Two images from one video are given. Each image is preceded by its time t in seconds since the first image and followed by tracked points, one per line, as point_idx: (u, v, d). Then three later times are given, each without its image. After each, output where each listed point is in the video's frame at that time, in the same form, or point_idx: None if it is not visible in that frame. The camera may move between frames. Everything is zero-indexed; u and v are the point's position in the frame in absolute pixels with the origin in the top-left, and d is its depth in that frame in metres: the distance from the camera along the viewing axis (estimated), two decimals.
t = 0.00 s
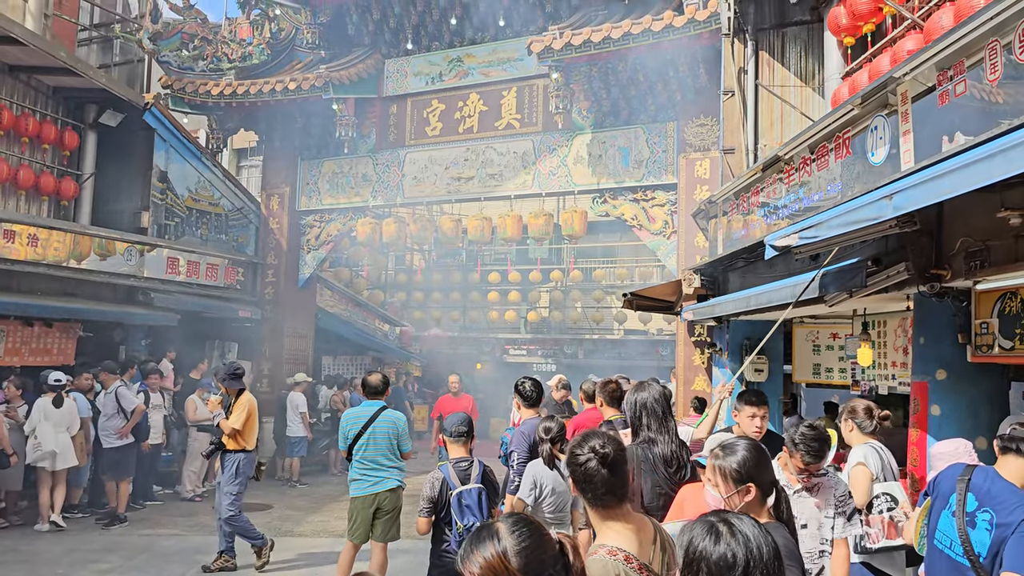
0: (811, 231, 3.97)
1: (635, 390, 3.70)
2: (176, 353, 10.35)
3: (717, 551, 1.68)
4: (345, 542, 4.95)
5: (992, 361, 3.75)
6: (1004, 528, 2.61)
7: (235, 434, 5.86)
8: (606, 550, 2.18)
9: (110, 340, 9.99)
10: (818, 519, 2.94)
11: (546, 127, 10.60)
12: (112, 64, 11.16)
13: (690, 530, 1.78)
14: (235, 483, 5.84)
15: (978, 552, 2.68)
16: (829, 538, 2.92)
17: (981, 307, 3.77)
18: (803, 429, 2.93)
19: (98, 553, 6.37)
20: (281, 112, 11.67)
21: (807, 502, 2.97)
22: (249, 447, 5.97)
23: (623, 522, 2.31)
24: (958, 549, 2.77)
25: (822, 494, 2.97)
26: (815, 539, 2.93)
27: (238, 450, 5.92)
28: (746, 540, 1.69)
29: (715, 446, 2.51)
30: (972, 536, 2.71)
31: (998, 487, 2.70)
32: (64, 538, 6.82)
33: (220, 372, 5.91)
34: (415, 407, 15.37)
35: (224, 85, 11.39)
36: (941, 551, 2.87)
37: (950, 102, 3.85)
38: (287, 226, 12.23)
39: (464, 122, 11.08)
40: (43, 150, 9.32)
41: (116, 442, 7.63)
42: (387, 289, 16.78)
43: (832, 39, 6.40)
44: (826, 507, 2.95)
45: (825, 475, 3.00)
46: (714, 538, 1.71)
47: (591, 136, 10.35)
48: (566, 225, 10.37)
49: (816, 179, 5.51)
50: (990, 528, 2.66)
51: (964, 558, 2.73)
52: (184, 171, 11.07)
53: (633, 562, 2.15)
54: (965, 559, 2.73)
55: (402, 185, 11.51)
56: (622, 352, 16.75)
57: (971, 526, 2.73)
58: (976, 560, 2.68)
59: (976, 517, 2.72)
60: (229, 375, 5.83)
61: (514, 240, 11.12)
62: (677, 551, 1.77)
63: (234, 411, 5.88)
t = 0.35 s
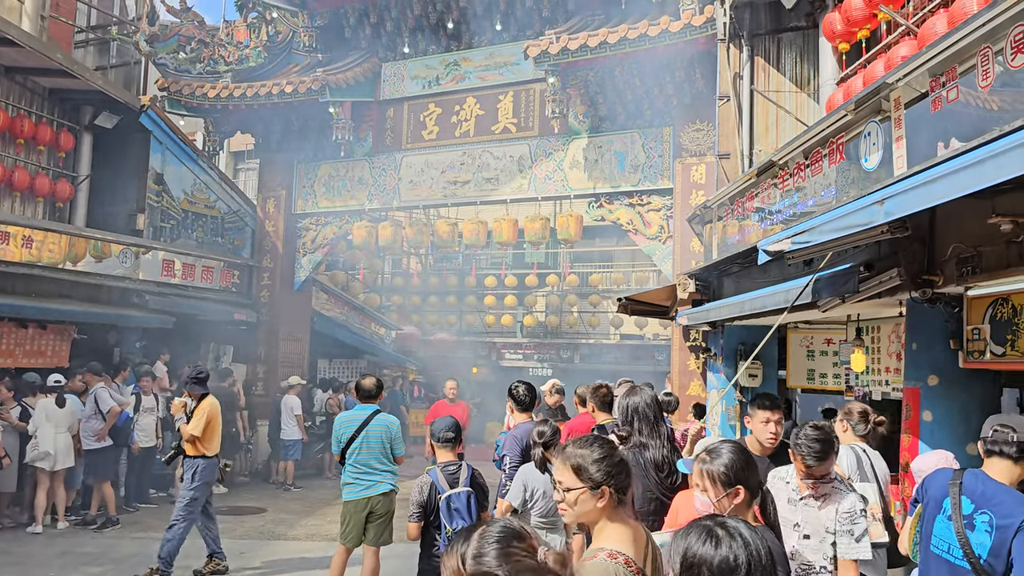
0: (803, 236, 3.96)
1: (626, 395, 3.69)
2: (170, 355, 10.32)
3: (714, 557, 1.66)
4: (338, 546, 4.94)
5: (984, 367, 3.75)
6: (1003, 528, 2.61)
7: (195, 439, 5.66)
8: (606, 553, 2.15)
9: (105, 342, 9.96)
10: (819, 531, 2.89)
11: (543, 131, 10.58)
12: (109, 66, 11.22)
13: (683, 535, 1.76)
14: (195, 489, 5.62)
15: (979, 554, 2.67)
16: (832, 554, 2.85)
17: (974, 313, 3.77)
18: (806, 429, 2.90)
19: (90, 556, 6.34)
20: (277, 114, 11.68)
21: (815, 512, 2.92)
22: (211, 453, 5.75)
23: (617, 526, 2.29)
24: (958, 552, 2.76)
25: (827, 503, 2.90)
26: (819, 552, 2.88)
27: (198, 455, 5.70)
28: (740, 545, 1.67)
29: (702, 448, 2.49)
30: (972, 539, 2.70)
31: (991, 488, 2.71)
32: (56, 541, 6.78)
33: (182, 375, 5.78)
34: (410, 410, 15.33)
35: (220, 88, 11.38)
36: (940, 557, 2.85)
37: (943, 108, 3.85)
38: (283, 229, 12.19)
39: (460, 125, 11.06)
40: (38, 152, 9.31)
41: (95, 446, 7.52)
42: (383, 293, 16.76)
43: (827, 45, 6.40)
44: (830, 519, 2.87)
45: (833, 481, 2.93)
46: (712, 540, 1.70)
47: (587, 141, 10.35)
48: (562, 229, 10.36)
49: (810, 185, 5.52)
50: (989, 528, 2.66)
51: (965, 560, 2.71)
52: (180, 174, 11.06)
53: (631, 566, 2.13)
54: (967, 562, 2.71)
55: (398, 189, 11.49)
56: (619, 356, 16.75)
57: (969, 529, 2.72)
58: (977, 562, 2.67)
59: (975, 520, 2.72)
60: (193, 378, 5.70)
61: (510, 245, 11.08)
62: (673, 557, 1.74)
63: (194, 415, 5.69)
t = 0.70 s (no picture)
0: (808, 242, 3.96)
1: (631, 400, 3.69)
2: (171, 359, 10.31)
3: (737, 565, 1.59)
4: (339, 551, 4.92)
5: (989, 374, 3.73)
6: (1002, 514, 2.68)
7: (161, 441, 5.43)
8: (627, 562, 2.11)
9: (106, 345, 9.95)
10: (877, 567, 2.70)
11: (545, 137, 10.58)
12: (112, 70, 11.28)
13: (701, 542, 1.66)
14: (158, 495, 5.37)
15: (987, 544, 2.72)
16: None
17: (979, 319, 3.75)
18: (861, 441, 2.74)
19: (90, 560, 6.32)
20: (279, 118, 11.72)
21: (871, 544, 2.73)
22: (179, 457, 5.49)
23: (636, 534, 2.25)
24: (966, 547, 2.79)
25: (882, 532, 2.70)
26: None
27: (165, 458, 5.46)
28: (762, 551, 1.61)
29: (716, 455, 2.45)
30: (976, 530, 2.76)
31: (986, 479, 2.78)
32: (56, 544, 6.77)
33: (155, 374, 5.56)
34: (411, 415, 15.30)
35: (223, 92, 11.44)
36: (949, 555, 2.88)
37: (948, 115, 3.84)
38: (285, 233, 12.17)
39: (463, 130, 11.07)
40: (40, 155, 9.32)
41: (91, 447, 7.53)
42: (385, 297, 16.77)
43: (831, 51, 6.39)
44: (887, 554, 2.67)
45: (892, 507, 2.71)
46: (727, 546, 1.62)
47: (590, 146, 10.34)
48: (564, 234, 10.35)
49: (814, 191, 5.51)
50: (990, 516, 2.72)
51: (976, 554, 2.75)
52: (182, 178, 11.08)
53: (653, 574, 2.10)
54: (976, 554, 2.75)
55: (401, 193, 11.48)
56: (620, 361, 16.72)
57: (973, 522, 2.79)
58: (987, 552, 2.71)
59: (975, 511, 2.79)
60: (163, 376, 5.51)
61: (512, 249, 11.06)
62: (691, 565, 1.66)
63: (160, 416, 5.44)
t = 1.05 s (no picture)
0: (819, 248, 3.95)
1: (641, 406, 3.65)
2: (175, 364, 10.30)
3: None
4: (346, 558, 4.89)
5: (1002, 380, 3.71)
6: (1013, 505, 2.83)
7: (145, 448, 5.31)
8: (641, 567, 2.08)
9: (110, 350, 9.96)
10: None
11: (549, 142, 10.57)
12: (117, 75, 11.34)
13: (725, 557, 1.61)
14: (145, 504, 5.21)
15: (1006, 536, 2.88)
16: None
17: (992, 325, 3.73)
18: (940, 455, 2.33)
19: (94, 566, 6.31)
20: (283, 122, 11.76)
21: None
22: (163, 465, 5.33)
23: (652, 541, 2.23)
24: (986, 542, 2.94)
25: (979, 568, 2.25)
26: None
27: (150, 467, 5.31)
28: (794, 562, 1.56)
29: (737, 465, 2.45)
30: (995, 525, 2.92)
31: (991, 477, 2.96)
32: (60, 550, 6.76)
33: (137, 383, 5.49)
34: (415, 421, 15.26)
35: (228, 97, 11.55)
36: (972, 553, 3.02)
37: (959, 120, 3.83)
38: (289, 238, 12.14)
39: (468, 135, 11.06)
40: (45, 160, 9.34)
41: (85, 452, 7.45)
42: (388, 302, 16.76)
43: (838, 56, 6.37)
44: None
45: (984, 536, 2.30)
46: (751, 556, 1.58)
47: (595, 152, 10.32)
48: (569, 239, 10.34)
49: (821, 196, 5.49)
50: (1003, 510, 2.87)
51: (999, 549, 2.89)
52: (186, 182, 11.09)
53: None
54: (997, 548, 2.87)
55: (405, 199, 11.46)
56: (624, 367, 16.67)
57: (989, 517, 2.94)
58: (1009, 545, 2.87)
59: (990, 507, 2.94)
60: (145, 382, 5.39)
61: (517, 255, 11.03)
62: None
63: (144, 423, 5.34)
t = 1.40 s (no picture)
0: (820, 248, 3.94)
1: (645, 407, 3.65)
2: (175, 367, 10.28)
3: None
4: (348, 561, 4.87)
5: (1006, 379, 3.69)
6: None
7: (112, 451, 5.28)
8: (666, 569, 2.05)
9: (110, 353, 9.94)
10: None
11: (549, 143, 10.56)
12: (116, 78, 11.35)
13: (757, 568, 1.59)
14: (112, 509, 5.20)
15: None
16: None
17: (995, 324, 3.72)
18: None
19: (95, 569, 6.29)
20: (283, 124, 11.74)
21: None
22: (132, 468, 5.35)
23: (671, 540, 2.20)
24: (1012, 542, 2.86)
25: None
26: None
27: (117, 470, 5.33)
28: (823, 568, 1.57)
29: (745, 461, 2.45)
30: None
31: (1012, 474, 2.92)
32: (60, 553, 6.74)
33: (104, 386, 5.45)
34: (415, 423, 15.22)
35: (226, 99, 11.52)
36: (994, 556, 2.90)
37: (962, 118, 3.82)
38: (288, 239, 12.09)
39: (467, 136, 11.04)
40: (44, 163, 9.34)
41: (65, 454, 7.43)
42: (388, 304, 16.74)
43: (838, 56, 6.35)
44: None
45: None
46: (792, 569, 1.56)
47: (594, 152, 10.31)
48: (569, 240, 10.32)
49: (822, 196, 5.47)
50: None
51: None
52: (185, 185, 11.07)
53: None
54: None
55: (404, 201, 11.43)
56: (625, 368, 16.66)
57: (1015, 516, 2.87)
58: None
59: (1015, 506, 2.89)
60: (112, 386, 5.31)
61: (516, 256, 11.00)
62: None
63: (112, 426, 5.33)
